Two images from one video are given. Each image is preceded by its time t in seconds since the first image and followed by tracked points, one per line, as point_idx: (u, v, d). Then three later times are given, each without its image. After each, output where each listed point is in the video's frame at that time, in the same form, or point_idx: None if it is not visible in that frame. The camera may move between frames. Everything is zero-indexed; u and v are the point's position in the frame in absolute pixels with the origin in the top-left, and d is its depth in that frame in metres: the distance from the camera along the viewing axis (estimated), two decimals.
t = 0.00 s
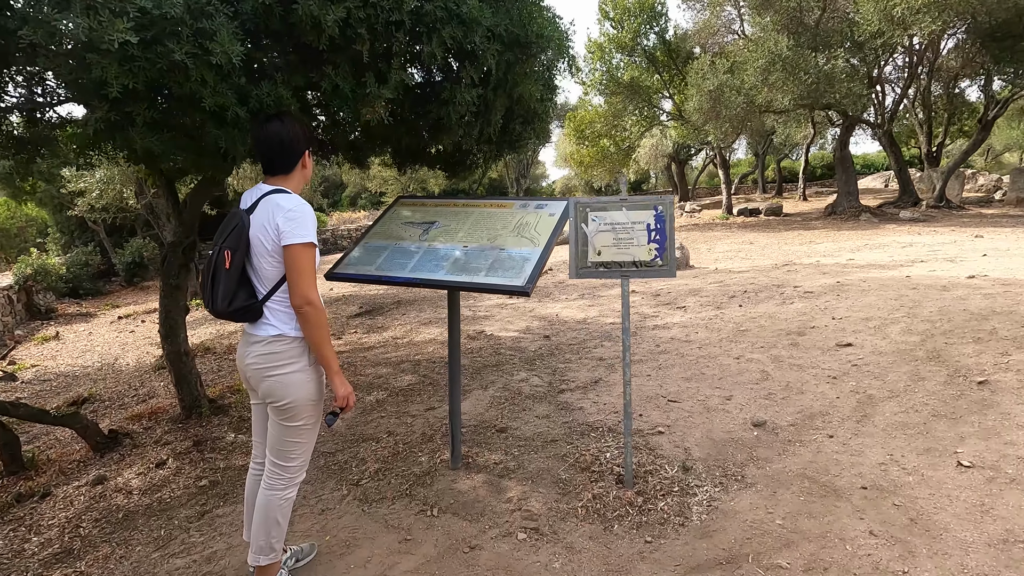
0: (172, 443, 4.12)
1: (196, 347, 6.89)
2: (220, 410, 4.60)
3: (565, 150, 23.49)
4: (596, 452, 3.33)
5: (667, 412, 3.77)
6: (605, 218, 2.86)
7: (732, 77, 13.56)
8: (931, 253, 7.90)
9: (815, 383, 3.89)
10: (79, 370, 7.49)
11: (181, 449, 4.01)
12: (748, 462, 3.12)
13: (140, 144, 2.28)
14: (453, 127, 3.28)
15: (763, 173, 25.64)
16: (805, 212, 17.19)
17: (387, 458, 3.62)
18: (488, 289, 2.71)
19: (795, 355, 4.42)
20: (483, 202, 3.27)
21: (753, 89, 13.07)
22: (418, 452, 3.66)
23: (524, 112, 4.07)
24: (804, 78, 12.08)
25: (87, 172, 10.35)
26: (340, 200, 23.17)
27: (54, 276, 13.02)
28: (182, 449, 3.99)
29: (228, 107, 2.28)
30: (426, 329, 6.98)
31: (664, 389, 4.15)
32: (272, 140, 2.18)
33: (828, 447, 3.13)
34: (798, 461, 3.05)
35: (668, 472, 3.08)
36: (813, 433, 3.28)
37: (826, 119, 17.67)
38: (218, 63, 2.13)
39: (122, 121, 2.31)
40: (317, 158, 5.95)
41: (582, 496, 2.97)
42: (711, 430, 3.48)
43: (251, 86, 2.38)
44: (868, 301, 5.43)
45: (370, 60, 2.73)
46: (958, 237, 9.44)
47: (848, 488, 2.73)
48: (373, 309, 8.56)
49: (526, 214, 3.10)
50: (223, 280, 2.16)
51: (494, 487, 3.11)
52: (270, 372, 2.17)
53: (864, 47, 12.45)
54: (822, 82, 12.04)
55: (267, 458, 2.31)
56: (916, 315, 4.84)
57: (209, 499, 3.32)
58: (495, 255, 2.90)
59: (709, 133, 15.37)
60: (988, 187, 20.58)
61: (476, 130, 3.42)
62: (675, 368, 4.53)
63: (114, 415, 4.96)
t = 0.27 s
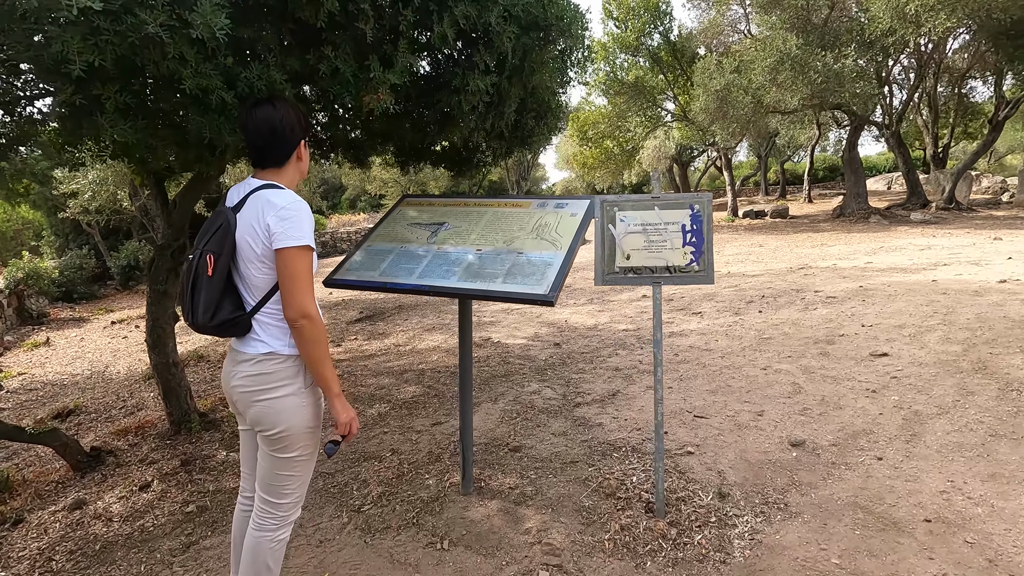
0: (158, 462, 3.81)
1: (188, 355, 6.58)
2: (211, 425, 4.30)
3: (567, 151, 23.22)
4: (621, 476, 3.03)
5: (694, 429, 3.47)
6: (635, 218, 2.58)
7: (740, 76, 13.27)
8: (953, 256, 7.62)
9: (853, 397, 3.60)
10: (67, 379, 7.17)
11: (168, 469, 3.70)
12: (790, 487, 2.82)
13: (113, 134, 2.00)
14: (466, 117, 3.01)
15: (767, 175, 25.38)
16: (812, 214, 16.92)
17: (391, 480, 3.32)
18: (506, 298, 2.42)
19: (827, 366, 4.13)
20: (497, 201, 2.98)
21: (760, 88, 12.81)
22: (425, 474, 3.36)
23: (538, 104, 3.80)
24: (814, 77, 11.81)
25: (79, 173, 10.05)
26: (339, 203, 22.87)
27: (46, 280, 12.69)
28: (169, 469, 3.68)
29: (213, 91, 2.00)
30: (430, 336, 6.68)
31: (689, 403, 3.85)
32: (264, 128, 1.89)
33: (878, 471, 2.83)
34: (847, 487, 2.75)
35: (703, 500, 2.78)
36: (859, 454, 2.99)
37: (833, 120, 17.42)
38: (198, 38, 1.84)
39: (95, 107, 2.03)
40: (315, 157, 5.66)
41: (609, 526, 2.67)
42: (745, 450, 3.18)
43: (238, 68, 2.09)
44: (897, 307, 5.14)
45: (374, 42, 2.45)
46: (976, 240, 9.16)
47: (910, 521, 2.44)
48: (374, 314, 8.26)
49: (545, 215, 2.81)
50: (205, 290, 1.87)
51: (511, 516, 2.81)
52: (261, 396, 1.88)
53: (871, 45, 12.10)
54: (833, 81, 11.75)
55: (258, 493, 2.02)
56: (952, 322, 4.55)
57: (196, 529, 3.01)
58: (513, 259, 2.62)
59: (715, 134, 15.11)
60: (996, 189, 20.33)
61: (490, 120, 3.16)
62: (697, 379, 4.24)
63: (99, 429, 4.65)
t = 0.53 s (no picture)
0: (143, 486, 3.56)
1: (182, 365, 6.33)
2: (201, 443, 4.04)
3: (570, 153, 22.97)
4: (644, 508, 2.77)
5: (720, 452, 3.22)
6: (663, 226, 2.33)
7: (747, 76, 12.96)
8: (974, 261, 7.36)
9: (891, 417, 3.34)
10: (56, 389, 6.91)
11: (153, 494, 3.45)
12: (832, 521, 2.57)
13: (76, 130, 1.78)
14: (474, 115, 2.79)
15: (772, 177, 25.12)
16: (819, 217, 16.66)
17: (393, 509, 3.06)
18: (522, 316, 2.17)
19: (858, 381, 3.87)
20: (509, 207, 2.74)
21: (767, 89, 12.52)
22: (429, 502, 3.11)
23: (551, 103, 3.58)
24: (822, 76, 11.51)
25: (72, 175, 9.80)
26: (339, 205, 22.63)
27: (40, 285, 12.43)
28: (154, 494, 3.43)
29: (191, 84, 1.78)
30: (433, 345, 6.43)
31: (712, 422, 3.60)
32: (251, 129, 1.65)
33: (930, 504, 2.57)
34: (896, 522, 2.50)
35: (737, 535, 2.52)
36: (904, 484, 2.75)
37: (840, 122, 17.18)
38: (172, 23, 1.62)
39: (57, 102, 1.81)
40: (314, 160, 5.42)
41: (634, 567, 2.41)
42: (778, 477, 2.93)
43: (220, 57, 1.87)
44: (925, 316, 4.89)
45: (374, 30, 2.24)
46: (994, 243, 8.90)
47: (975, 567, 2.18)
48: (375, 321, 8.01)
49: (562, 222, 2.56)
50: (179, 313, 1.62)
51: (524, 553, 2.56)
52: (244, 435, 1.63)
53: (885, 45, 11.97)
54: (843, 81, 11.46)
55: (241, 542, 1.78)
56: (987, 333, 4.29)
57: (179, 565, 2.75)
58: (529, 272, 2.36)
59: (722, 135, 14.86)
60: (1004, 190, 20.05)
61: (500, 118, 2.95)
62: (719, 395, 3.98)
63: (83, 447, 4.39)
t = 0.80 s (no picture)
0: (110, 507, 3.24)
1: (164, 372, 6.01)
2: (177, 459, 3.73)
3: (567, 153, 22.70)
4: (664, 536, 2.48)
5: (744, 470, 2.94)
6: (689, 220, 2.05)
7: (749, 72, 12.73)
8: (989, 261, 7.11)
9: (928, 430, 3.07)
10: (32, 397, 6.56)
11: (121, 517, 3.14)
12: (877, 551, 2.29)
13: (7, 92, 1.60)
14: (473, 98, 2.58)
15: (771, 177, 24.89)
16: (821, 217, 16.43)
17: (384, 536, 2.77)
18: (531, 323, 1.88)
19: (886, 390, 3.61)
20: (513, 201, 2.45)
21: (769, 86, 12.27)
22: (425, 526, 2.82)
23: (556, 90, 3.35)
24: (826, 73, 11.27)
25: (54, 173, 9.43)
26: (334, 205, 22.28)
27: (23, 287, 12.03)
28: (121, 518, 3.12)
29: (137, 48, 1.58)
30: (429, 350, 6.13)
31: (732, 435, 3.32)
32: (207, 102, 1.36)
33: (985, 533, 2.31)
34: (949, 553, 2.23)
35: (771, 568, 2.24)
36: (952, 508, 2.48)
37: (842, 121, 16.98)
38: None
39: None
40: (303, 155, 5.13)
41: None
42: (811, 499, 2.65)
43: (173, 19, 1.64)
44: (949, 319, 4.63)
45: None
46: (1005, 243, 8.68)
47: None
48: (368, 324, 7.71)
49: (573, 216, 2.28)
50: (116, 321, 1.32)
51: None
52: (196, 473, 1.35)
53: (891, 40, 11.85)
54: (848, 78, 11.22)
55: None
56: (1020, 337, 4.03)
57: None
58: (537, 272, 2.08)
59: (723, 134, 14.62)
60: (1005, 190, 19.90)
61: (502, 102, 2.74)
62: (737, 406, 3.70)
63: (51, 463, 4.07)
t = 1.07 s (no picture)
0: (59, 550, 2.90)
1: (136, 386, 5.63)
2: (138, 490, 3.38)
3: (561, 153, 22.38)
4: None
5: (765, 505, 2.66)
6: (715, 232, 1.76)
7: (745, 72, 12.47)
8: (996, 265, 6.91)
9: (963, 459, 2.81)
10: None
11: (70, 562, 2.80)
12: None
13: None
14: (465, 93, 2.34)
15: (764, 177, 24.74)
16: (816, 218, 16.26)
17: None
18: (531, 360, 1.58)
19: (910, 410, 3.35)
20: (509, 209, 2.16)
21: (766, 85, 12.02)
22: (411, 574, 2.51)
23: (552, 82, 3.10)
24: (824, 72, 11.03)
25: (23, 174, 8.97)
26: (323, 206, 21.80)
27: None
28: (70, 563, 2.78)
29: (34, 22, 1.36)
30: (418, 361, 5.81)
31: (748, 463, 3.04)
32: (114, 90, 1.06)
33: None
34: None
35: None
36: (1002, 553, 2.21)
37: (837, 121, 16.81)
38: None
39: None
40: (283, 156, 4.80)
41: None
42: (844, 541, 2.38)
43: None
44: (967, 330, 4.39)
45: None
46: (1008, 246, 8.51)
47: None
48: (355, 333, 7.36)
49: (577, 228, 1.98)
50: None
51: None
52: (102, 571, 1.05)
53: (888, 40, 11.66)
54: (845, 77, 10.97)
55: None
56: None
57: None
58: (538, 294, 1.78)
59: (719, 134, 14.37)
60: (998, 191, 19.89)
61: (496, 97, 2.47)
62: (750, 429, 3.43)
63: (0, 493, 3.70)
